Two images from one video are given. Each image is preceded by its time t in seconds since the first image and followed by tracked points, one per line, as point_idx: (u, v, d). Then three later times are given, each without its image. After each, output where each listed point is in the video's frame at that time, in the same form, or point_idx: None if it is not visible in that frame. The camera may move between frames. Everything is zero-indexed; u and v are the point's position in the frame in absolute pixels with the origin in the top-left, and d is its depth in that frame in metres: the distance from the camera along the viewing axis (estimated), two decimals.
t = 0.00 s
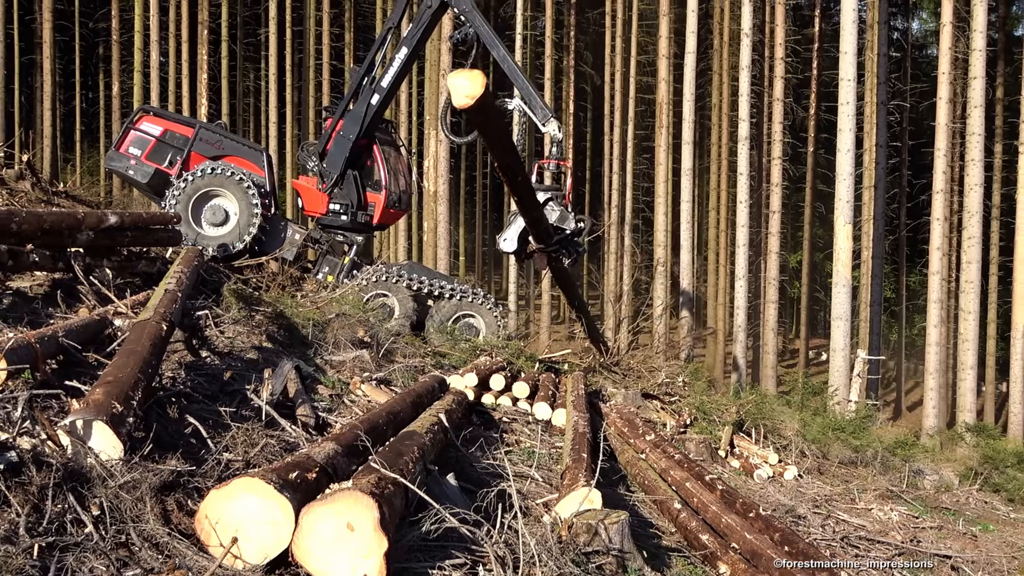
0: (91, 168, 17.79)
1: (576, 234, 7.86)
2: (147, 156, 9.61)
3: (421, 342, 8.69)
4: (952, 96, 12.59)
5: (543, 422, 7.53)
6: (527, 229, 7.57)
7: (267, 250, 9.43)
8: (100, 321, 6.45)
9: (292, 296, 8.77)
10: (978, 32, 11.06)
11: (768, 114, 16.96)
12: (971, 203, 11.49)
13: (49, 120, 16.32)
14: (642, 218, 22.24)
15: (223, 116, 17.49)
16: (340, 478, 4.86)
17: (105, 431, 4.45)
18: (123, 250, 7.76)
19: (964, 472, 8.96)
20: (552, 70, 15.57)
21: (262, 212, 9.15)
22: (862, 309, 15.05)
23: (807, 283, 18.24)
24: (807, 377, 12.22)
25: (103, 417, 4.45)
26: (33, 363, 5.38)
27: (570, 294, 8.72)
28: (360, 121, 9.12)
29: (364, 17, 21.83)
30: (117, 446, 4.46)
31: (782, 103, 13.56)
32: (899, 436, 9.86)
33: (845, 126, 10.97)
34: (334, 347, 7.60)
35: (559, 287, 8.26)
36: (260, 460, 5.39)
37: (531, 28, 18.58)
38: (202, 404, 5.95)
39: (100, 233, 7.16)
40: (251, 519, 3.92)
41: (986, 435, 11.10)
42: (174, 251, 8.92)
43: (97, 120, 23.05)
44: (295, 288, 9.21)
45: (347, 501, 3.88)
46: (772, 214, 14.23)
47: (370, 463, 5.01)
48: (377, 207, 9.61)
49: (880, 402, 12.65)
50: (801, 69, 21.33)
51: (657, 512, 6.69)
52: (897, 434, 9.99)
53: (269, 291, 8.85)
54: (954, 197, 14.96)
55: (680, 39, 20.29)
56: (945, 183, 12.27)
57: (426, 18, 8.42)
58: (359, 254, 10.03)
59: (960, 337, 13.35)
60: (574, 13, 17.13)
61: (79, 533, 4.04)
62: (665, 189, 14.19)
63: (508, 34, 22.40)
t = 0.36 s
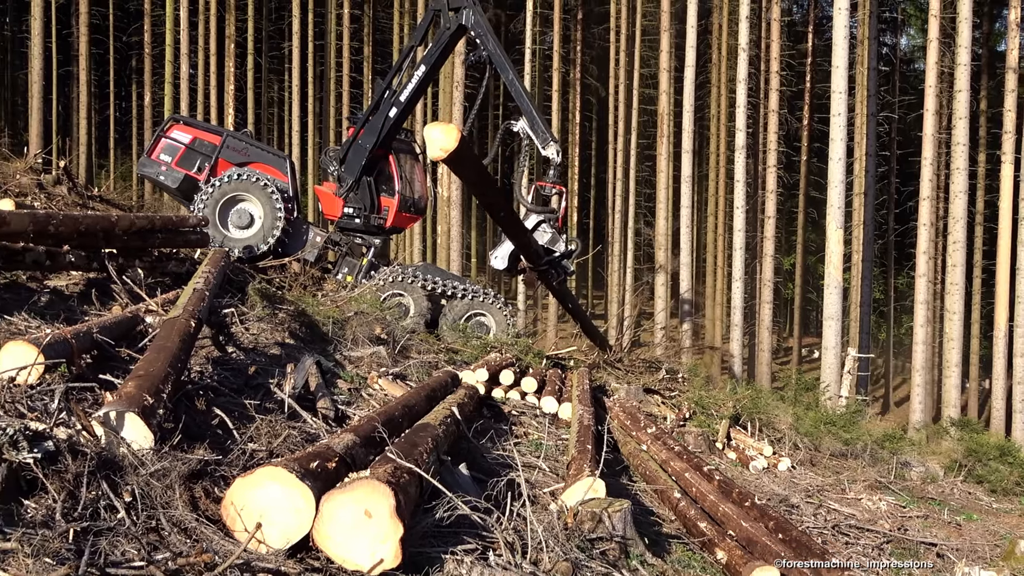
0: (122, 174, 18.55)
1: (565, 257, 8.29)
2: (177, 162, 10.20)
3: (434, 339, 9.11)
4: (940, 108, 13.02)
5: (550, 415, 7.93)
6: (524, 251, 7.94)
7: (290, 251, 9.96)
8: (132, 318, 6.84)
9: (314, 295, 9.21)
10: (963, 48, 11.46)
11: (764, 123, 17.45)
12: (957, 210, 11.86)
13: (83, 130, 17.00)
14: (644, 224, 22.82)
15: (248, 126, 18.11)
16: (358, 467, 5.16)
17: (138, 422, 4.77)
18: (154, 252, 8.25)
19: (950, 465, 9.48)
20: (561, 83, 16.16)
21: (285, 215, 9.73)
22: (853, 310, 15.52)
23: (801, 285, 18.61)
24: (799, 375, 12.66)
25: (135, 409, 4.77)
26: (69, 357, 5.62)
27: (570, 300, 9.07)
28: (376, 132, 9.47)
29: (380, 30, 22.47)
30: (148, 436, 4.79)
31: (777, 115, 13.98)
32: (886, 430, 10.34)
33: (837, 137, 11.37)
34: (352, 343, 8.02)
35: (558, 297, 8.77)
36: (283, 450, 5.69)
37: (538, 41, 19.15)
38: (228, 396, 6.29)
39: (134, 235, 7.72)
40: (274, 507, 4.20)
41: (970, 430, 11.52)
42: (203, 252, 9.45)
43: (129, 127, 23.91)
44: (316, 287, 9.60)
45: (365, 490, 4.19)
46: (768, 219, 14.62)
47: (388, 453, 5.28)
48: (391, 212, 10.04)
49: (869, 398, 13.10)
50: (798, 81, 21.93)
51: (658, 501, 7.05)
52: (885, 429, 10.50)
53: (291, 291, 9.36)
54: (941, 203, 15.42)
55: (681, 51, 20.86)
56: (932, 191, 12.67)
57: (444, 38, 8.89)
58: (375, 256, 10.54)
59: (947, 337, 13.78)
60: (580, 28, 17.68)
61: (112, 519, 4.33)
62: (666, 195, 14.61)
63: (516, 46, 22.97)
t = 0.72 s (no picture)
0: (141, 178, 18.90)
1: (573, 272, 8.44)
2: (198, 167, 10.62)
3: (448, 339, 9.29)
4: (942, 113, 13.18)
5: (561, 414, 8.12)
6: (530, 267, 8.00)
7: (307, 254, 10.22)
8: (154, 319, 7.02)
9: (331, 296, 9.48)
10: (965, 53, 11.61)
11: (769, 128, 17.65)
12: (958, 213, 12.00)
13: (106, 136, 17.34)
14: (651, 226, 23.06)
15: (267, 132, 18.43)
16: (374, 464, 5.24)
17: (158, 420, 4.92)
18: (176, 255, 8.47)
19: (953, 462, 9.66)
20: (571, 89, 16.43)
21: (302, 219, 10.04)
22: (858, 310, 15.67)
23: (806, 286, 18.66)
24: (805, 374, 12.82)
25: (156, 408, 4.94)
26: (92, 357, 5.78)
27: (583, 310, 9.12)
28: (390, 140, 9.51)
29: (394, 38, 22.80)
30: (169, 434, 4.93)
31: (782, 120, 14.15)
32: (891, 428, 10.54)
33: (841, 142, 11.54)
34: (368, 343, 8.21)
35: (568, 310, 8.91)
36: (301, 447, 5.80)
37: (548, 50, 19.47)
38: (248, 395, 6.45)
39: (156, 238, 7.97)
40: (292, 502, 4.31)
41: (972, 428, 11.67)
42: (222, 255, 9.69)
43: (151, 133, 24.35)
44: (334, 288, 9.91)
45: (380, 488, 4.25)
46: (773, 221, 14.77)
47: (403, 452, 5.35)
48: (403, 216, 10.39)
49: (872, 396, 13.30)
50: (803, 86, 22.19)
51: (667, 497, 7.25)
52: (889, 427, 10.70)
53: (309, 292, 9.58)
54: (942, 206, 15.60)
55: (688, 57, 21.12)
56: (935, 194, 12.82)
57: (458, 51, 8.90)
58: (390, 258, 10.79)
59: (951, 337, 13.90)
60: (589, 37, 17.97)
61: (135, 514, 4.36)
62: (674, 199, 14.79)
63: (526, 53, 23.29)
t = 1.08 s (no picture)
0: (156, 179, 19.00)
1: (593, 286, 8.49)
2: (212, 168, 10.70)
3: (461, 339, 9.31)
4: (955, 113, 13.14)
5: (574, 415, 8.18)
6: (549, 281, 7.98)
7: (321, 255, 10.33)
8: (168, 321, 6.99)
9: (344, 297, 9.49)
10: (978, 54, 11.57)
11: (782, 129, 17.65)
12: (971, 213, 11.98)
13: (122, 139, 17.44)
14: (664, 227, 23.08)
15: (281, 133, 18.50)
16: (388, 465, 5.24)
17: (174, 420, 4.90)
18: (190, 255, 8.55)
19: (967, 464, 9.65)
20: (583, 90, 16.47)
21: (316, 220, 10.13)
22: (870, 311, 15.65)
23: (818, 287, 18.64)
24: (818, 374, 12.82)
25: (172, 408, 4.90)
26: (108, 358, 5.74)
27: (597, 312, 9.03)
28: (406, 142, 9.67)
29: (408, 39, 22.86)
30: (185, 434, 4.91)
31: (795, 121, 14.13)
32: (905, 429, 10.55)
33: (854, 142, 11.54)
34: (381, 344, 8.24)
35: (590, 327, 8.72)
36: (315, 447, 5.81)
37: (561, 51, 19.50)
38: (262, 396, 6.45)
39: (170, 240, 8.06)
40: (306, 503, 4.31)
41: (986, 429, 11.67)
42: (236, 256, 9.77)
43: (166, 135, 24.48)
44: (347, 289, 9.94)
45: (394, 487, 4.25)
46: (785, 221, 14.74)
47: (416, 452, 5.34)
48: (416, 215, 10.41)
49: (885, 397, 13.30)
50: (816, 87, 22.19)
51: (679, 498, 7.23)
52: (903, 428, 10.72)
53: (322, 293, 9.60)
54: (955, 207, 15.55)
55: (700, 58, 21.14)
56: (947, 195, 12.79)
57: (477, 60, 9.08)
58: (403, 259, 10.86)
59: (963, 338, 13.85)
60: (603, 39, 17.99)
61: (150, 514, 4.37)
62: (687, 200, 14.80)
63: (539, 55, 23.36)
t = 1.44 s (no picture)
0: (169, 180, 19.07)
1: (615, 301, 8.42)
2: (224, 169, 10.75)
3: (472, 340, 9.35)
4: (967, 114, 13.13)
5: (585, 416, 8.19)
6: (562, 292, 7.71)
7: (332, 256, 10.41)
8: (179, 321, 6.99)
9: (355, 298, 9.54)
10: (991, 54, 11.55)
11: (794, 130, 17.67)
12: (984, 215, 11.96)
13: (134, 139, 17.51)
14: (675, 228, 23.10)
15: (292, 134, 18.55)
16: (399, 465, 5.24)
17: (185, 420, 4.91)
18: (201, 256, 8.57)
19: (980, 466, 9.73)
20: (595, 92, 16.51)
21: (327, 221, 10.18)
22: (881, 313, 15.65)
23: (830, 287, 18.65)
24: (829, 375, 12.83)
25: (183, 408, 4.91)
26: (120, 358, 5.75)
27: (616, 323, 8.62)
28: (422, 146, 9.87)
29: (419, 40, 22.90)
30: (196, 434, 4.92)
31: (807, 122, 14.12)
32: (917, 431, 10.59)
33: (866, 144, 11.54)
34: (392, 344, 8.27)
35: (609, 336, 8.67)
36: (326, 448, 5.80)
37: (572, 52, 19.52)
38: (273, 396, 6.43)
39: (182, 240, 8.08)
40: (318, 503, 4.30)
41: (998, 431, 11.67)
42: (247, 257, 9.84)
43: (177, 136, 24.56)
44: (358, 290, 10.01)
45: (406, 488, 4.26)
46: (796, 223, 14.72)
47: (427, 453, 5.32)
48: (429, 217, 10.39)
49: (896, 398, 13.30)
50: (827, 88, 22.18)
51: (690, 499, 7.23)
52: (915, 430, 10.75)
53: (333, 294, 9.71)
54: (968, 208, 15.54)
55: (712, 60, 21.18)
56: (959, 196, 12.76)
57: (498, 69, 9.27)
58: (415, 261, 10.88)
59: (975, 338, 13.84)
60: (614, 40, 18.01)
61: (162, 514, 4.36)
62: (697, 201, 14.81)
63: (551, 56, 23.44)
